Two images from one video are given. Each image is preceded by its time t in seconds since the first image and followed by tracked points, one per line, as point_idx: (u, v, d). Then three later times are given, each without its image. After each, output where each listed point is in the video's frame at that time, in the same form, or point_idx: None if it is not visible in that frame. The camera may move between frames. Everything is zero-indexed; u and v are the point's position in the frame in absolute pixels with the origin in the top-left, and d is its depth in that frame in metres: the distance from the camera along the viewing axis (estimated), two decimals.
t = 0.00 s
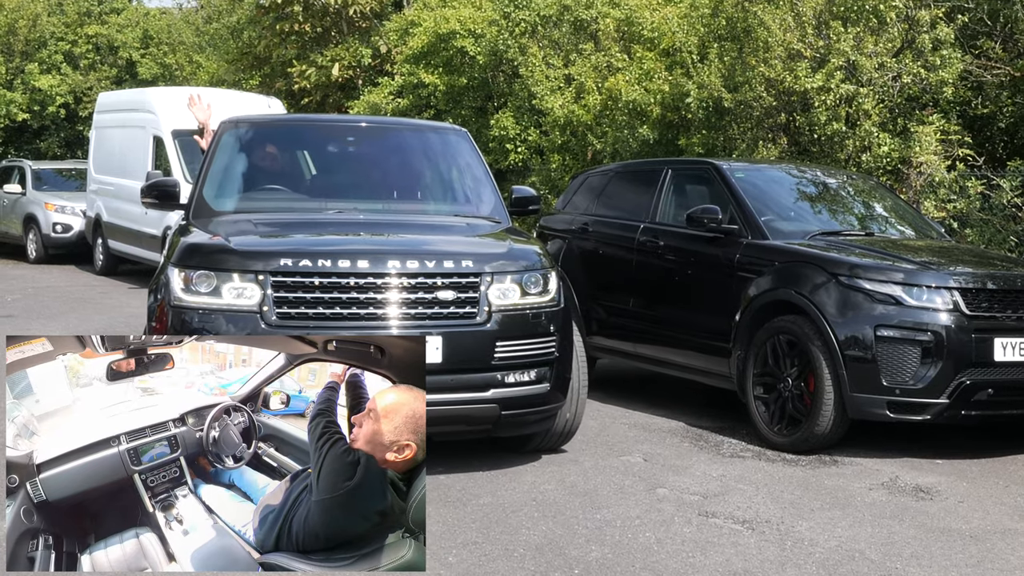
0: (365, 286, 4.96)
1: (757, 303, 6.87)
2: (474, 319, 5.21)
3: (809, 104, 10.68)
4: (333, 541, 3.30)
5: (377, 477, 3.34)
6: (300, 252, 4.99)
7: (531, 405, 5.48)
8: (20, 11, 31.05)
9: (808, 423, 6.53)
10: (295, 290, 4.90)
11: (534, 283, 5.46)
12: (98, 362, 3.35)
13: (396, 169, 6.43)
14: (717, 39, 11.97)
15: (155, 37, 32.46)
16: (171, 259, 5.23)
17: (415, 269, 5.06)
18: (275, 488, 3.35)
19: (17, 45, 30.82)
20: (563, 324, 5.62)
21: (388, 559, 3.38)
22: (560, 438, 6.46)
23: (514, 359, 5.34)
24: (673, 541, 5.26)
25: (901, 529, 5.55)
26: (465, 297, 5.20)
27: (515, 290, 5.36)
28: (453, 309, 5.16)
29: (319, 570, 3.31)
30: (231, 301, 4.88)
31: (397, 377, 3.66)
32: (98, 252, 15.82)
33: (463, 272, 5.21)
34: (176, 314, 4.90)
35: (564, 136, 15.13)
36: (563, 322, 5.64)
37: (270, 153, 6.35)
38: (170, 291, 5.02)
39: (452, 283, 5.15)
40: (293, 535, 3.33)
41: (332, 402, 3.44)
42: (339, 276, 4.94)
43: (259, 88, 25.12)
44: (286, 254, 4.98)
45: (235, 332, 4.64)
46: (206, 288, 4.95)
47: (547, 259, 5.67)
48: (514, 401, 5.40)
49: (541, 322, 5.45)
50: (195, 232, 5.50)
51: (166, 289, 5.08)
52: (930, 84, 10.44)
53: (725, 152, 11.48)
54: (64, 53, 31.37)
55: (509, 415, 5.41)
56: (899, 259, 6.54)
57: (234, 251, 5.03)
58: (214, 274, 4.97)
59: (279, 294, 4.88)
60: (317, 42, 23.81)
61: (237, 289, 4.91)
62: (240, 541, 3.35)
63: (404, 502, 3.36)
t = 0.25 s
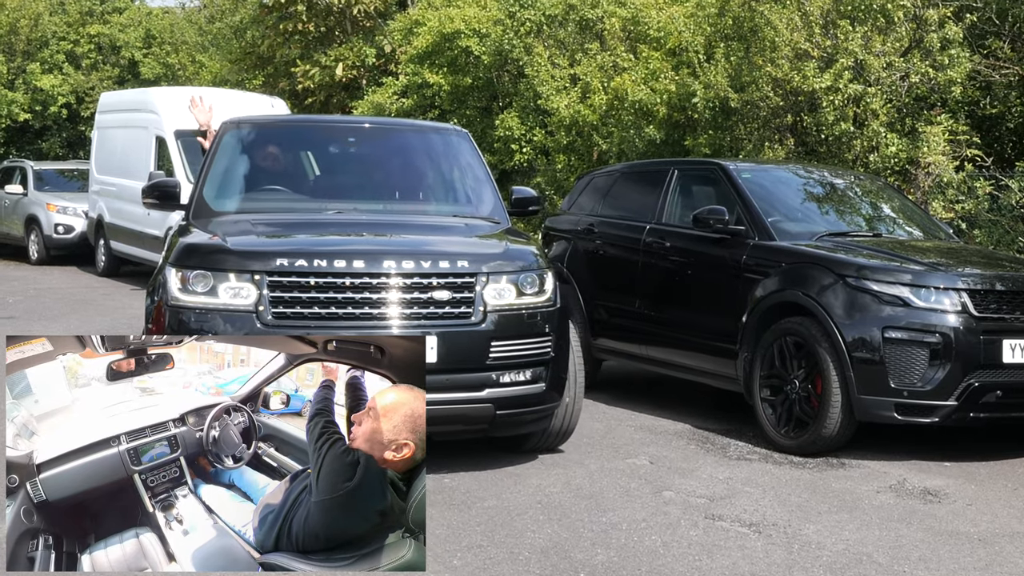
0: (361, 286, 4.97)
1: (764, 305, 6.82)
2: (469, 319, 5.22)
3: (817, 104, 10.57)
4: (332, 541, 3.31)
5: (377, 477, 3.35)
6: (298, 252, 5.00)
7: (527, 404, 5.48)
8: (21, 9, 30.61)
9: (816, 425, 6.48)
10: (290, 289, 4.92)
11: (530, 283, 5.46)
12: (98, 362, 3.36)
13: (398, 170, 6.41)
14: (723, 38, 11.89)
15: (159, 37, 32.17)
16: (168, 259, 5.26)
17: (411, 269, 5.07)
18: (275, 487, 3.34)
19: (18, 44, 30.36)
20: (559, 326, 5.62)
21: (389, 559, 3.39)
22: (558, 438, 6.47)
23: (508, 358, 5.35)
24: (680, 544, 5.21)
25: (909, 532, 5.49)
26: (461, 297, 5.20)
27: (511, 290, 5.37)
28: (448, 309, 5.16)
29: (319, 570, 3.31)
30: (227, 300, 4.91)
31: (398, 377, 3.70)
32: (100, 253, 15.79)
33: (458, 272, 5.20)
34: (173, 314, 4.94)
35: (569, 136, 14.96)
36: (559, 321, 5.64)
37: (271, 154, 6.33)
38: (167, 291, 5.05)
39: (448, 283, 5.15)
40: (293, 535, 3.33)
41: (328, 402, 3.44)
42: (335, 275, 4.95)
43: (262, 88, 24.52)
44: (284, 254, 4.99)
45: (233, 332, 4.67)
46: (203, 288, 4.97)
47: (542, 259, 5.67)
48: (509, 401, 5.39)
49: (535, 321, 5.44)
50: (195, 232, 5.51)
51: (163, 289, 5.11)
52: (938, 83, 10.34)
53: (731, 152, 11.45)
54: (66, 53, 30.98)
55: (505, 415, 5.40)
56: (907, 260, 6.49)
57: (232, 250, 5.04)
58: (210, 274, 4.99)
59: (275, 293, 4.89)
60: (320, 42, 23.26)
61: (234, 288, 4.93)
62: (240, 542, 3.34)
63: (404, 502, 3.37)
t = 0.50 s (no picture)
0: (356, 286, 4.95)
1: (771, 306, 6.77)
2: (464, 319, 5.18)
3: (824, 104, 10.45)
4: (332, 542, 3.30)
5: (377, 477, 3.36)
6: (295, 253, 4.99)
7: (522, 405, 5.45)
8: (23, 8, 30.04)
9: (823, 427, 6.43)
10: (286, 290, 4.90)
11: (526, 284, 5.44)
12: (99, 362, 3.34)
13: (400, 171, 6.39)
14: (731, 39, 11.79)
15: (161, 36, 31.49)
16: (166, 259, 5.25)
17: (406, 269, 5.05)
18: (275, 487, 3.33)
19: (20, 43, 29.89)
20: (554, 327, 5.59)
21: (389, 559, 3.40)
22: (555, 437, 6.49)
23: (503, 358, 5.31)
24: (686, 547, 5.17)
25: (917, 535, 5.45)
26: (456, 298, 5.17)
27: (506, 290, 5.34)
28: (443, 309, 5.13)
29: (319, 571, 3.30)
30: (223, 300, 4.89)
31: (398, 377, 3.71)
32: (103, 254, 15.75)
33: (453, 273, 5.17)
34: (169, 314, 4.93)
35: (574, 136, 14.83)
36: (555, 322, 5.61)
37: (272, 154, 6.32)
38: (164, 291, 5.04)
39: (442, 283, 5.13)
40: (293, 535, 3.31)
41: (325, 399, 3.45)
42: (330, 275, 4.94)
43: (265, 88, 24.31)
44: (281, 255, 4.97)
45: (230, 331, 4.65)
46: (200, 288, 4.97)
47: (539, 260, 5.65)
48: (504, 401, 5.37)
49: (530, 321, 5.40)
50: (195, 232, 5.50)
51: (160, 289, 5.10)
52: (946, 83, 10.26)
53: (738, 153, 11.22)
54: (68, 52, 30.54)
55: (500, 415, 5.38)
56: (915, 261, 6.44)
57: (230, 251, 5.04)
58: (206, 274, 4.99)
59: (270, 293, 4.88)
60: (324, 42, 23.07)
61: (229, 288, 4.92)
62: (240, 542, 3.33)
63: (404, 503, 3.39)
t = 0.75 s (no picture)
0: (352, 286, 4.96)
1: (778, 308, 6.73)
2: (459, 318, 5.17)
3: (831, 104, 10.33)
4: (332, 543, 3.27)
5: (378, 478, 3.31)
6: (292, 253, 5.00)
7: (516, 405, 5.44)
8: (24, 7, 29.31)
9: (831, 429, 6.38)
10: (281, 289, 4.91)
11: (520, 284, 5.41)
12: (99, 362, 3.35)
13: (401, 172, 6.40)
14: (737, 38, 11.61)
15: (164, 35, 31.00)
16: (162, 260, 5.25)
17: (401, 269, 5.05)
18: (275, 487, 3.31)
19: (22, 42, 29.11)
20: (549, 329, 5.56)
21: (389, 559, 3.34)
22: (551, 437, 6.48)
23: (497, 358, 5.29)
24: (692, 550, 5.12)
25: (925, 539, 5.40)
26: (451, 297, 5.16)
27: (501, 290, 5.32)
28: (438, 309, 5.13)
29: (319, 571, 3.28)
30: (219, 300, 4.91)
31: (398, 378, 3.65)
32: (105, 255, 15.73)
33: (447, 273, 5.17)
34: (166, 314, 4.93)
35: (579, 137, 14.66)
36: (550, 324, 5.59)
37: (273, 155, 6.34)
38: (160, 291, 5.05)
39: (437, 283, 5.13)
40: (293, 536, 3.29)
41: (325, 398, 3.41)
42: (324, 275, 4.95)
43: (268, 88, 24.14)
44: (278, 255, 4.99)
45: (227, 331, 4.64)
46: (196, 288, 4.98)
47: (534, 259, 5.63)
48: (498, 401, 5.34)
49: (523, 321, 5.38)
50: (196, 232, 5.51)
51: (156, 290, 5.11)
52: (954, 83, 10.14)
53: (745, 153, 11.13)
54: (71, 52, 29.96)
55: (494, 414, 5.36)
56: (924, 263, 6.39)
57: (228, 251, 5.05)
58: (203, 274, 5.00)
59: (265, 293, 4.89)
60: (328, 41, 22.95)
61: (225, 288, 4.94)
62: (240, 541, 3.31)
63: (404, 503, 3.34)
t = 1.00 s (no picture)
0: (347, 286, 5.03)
1: (785, 309, 6.68)
2: (453, 318, 5.25)
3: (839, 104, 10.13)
4: (332, 543, 3.26)
5: (377, 479, 3.30)
6: (288, 254, 5.07)
7: (511, 403, 5.53)
8: (24, 6, 27.69)
9: (838, 431, 6.33)
10: (277, 288, 4.99)
11: (515, 284, 5.49)
12: (99, 362, 3.33)
13: (402, 172, 6.47)
14: (744, 37, 11.30)
15: (167, 35, 30.06)
16: (161, 258, 5.33)
17: (396, 270, 5.12)
18: (276, 487, 3.30)
19: (24, 43, 27.64)
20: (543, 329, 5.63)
21: (388, 559, 3.33)
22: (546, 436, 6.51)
23: (492, 357, 5.37)
24: (699, 554, 5.08)
25: (933, 542, 5.35)
26: (445, 297, 5.23)
27: (495, 290, 5.39)
28: (432, 309, 5.21)
29: (318, 571, 3.26)
30: (215, 299, 4.99)
31: (398, 378, 3.59)
32: (108, 256, 15.70)
33: (442, 272, 5.23)
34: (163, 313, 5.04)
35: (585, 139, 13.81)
36: (544, 324, 5.65)
37: (275, 156, 6.42)
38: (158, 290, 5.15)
39: (431, 283, 5.20)
40: (293, 536, 3.28)
41: (322, 401, 3.38)
42: (319, 275, 5.03)
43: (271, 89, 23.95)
44: (273, 255, 5.06)
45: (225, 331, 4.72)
46: (194, 288, 5.06)
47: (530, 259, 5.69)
48: (492, 399, 5.43)
49: (518, 320, 5.46)
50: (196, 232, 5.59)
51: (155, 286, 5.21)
52: (963, 83, 9.86)
53: (752, 154, 10.96)
54: (73, 52, 28.79)
55: (489, 412, 5.44)
56: (931, 264, 6.34)
57: (225, 251, 5.12)
58: (200, 273, 5.08)
59: (261, 293, 4.97)
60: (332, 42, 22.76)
61: (221, 288, 5.02)
62: (240, 541, 3.29)
63: (404, 504, 3.31)
